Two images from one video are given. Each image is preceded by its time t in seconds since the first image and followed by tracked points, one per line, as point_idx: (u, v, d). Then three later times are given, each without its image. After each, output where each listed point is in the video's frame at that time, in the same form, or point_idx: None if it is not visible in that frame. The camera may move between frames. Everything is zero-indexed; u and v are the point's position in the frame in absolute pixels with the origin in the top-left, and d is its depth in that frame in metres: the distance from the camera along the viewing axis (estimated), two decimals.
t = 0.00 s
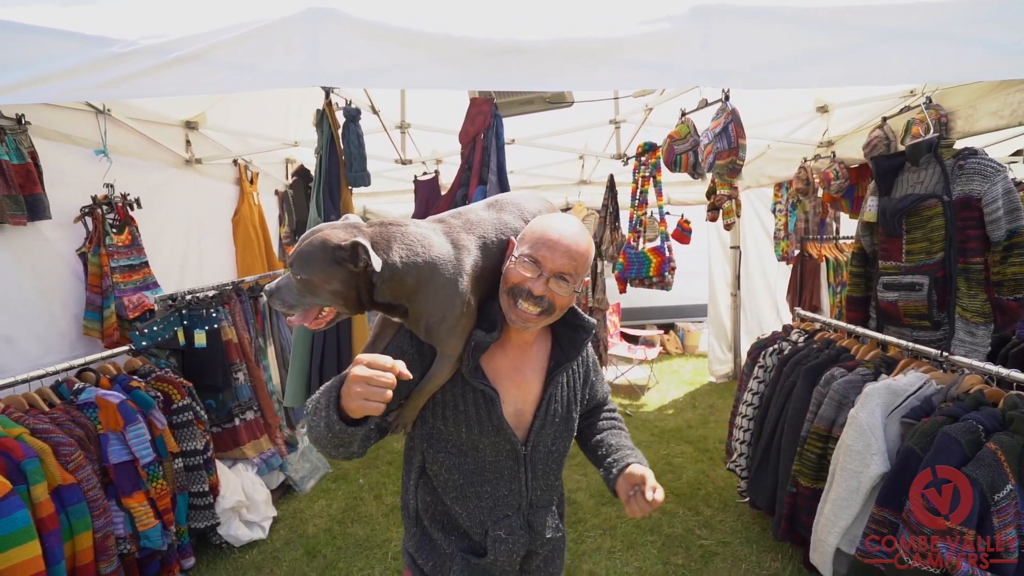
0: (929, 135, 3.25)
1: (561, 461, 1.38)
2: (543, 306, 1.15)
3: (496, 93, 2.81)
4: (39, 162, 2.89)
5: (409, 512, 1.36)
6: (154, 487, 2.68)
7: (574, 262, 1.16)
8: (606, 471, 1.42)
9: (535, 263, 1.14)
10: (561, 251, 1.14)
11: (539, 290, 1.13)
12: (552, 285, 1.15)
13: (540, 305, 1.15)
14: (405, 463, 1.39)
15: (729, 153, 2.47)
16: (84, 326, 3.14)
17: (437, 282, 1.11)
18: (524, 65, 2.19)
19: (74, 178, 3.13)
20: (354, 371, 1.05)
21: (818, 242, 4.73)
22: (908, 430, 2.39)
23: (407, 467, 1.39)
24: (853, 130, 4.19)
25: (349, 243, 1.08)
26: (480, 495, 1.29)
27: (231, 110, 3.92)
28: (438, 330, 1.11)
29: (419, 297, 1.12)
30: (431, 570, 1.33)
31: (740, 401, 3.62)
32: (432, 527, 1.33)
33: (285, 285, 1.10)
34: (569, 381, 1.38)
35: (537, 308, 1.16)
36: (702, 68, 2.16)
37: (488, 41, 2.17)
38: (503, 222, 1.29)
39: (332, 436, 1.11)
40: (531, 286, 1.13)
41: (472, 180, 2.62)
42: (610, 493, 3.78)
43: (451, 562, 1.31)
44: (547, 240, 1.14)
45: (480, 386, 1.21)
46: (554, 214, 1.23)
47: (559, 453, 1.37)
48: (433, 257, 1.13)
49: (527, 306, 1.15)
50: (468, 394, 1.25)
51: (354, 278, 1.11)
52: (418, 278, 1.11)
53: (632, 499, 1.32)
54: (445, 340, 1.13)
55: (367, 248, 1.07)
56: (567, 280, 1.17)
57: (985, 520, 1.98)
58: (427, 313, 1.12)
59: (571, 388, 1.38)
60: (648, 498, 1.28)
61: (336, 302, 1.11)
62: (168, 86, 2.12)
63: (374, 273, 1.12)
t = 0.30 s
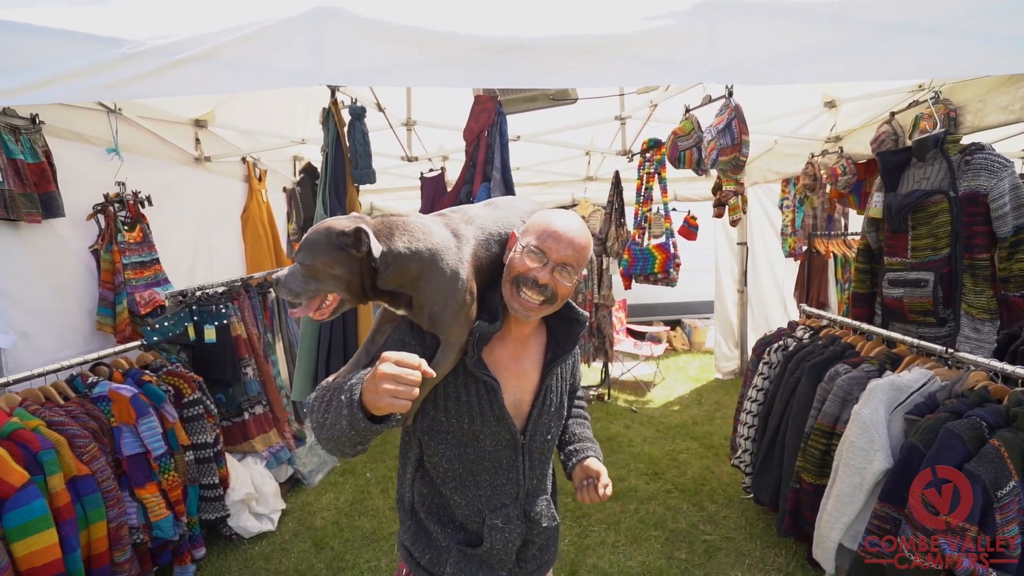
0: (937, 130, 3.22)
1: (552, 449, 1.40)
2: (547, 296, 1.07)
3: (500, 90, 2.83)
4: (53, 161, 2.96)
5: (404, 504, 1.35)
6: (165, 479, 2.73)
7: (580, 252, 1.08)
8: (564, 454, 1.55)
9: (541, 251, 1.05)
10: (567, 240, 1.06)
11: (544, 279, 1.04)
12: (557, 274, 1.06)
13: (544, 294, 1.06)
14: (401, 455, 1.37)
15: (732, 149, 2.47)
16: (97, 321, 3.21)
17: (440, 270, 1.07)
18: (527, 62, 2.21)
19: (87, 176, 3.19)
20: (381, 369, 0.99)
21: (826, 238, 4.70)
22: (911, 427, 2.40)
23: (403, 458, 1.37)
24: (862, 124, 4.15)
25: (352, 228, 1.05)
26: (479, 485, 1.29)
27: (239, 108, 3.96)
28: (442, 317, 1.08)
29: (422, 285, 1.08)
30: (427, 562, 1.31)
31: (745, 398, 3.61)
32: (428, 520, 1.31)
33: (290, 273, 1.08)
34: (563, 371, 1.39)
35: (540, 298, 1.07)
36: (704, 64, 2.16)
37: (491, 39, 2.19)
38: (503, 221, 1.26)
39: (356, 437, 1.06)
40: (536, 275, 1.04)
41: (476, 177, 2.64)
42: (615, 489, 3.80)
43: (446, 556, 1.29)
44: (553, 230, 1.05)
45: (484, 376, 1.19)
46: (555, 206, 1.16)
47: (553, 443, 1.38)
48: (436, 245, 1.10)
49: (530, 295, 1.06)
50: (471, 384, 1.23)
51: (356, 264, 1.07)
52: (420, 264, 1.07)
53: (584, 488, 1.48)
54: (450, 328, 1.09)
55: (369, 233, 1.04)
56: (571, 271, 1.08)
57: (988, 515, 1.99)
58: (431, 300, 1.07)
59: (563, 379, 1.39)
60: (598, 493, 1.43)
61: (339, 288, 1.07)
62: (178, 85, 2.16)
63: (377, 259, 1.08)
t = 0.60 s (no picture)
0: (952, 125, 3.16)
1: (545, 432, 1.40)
2: (542, 280, 1.05)
3: (507, 88, 2.84)
4: (71, 160, 3.04)
5: (397, 496, 1.33)
6: (179, 470, 2.80)
7: (575, 238, 1.07)
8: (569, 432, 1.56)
9: (537, 236, 1.03)
10: (562, 225, 1.05)
11: (540, 262, 1.03)
12: (552, 258, 1.05)
13: (539, 278, 1.05)
14: (393, 444, 1.33)
15: (739, 145, 2.45)
16: (114, 317, 3.30)
17: (440, 236, 1.06)
18: (531, 60, 2.21)
19: (103, 175, 3.27)
20: (394, 337, 0.94)
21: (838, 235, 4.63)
22: (920, 425, 2.37)
23: (394, 448, 1.35)
24: (875, 119, 4.10)
25: (362, 177, 1.09)
26: (475, 469, 1.27)
27: (250, 107, 4.01)
28: (442, 286, 1.05)
29: (425, 247, 1.06)
30: (426, 552, 1.30)
31: (752, 395, 3.60)
32: (424, 509, 1.30)
33: (292, 219, 1.10)
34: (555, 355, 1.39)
35: (536, 281, 1.06)
36: (709, 60, 2.15)
37: (497, 36, 2.20)
38: (502, 203, 1.22)
39: (358, 408, 1.00)
40: (532, 259, 1.03)
41: (482, 174, 2.66)
42: (621, 485, 3.81)
43: (445, 546, 1.29)
44: (548, 215, 1.04)
45: (483, 357, 1.17)
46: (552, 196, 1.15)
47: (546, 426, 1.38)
48: (440, 212, 1.09)
49: (526, 278, 1.05)
50: (469, 366, 1.21)
51: (360, 214, 1.09)
52: (424, 226, 1.07)
53: (593, 459, 1.49)
54: (450, 299, 1.06)
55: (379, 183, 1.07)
56: (565, 255, 1.07)
57: (995, 515, 1.97)
58: (432, 265, 1.05)
59: (553, 364, 1.39)
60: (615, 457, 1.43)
61: (338, 237, 1.08)
62: (190, 85, 2.20)
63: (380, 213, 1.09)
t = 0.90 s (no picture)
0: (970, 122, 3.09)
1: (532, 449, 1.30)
2: (532, 292, 1.05)
3: (514, 90, 2.87)
4: (94, 163, 3.15)
5: (379, 508, 1.18)
6: (195, 465, 2.88)
7: (567, 250, 1.06)
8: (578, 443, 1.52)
9: (528, 248, 1.04)
10: (554, 238, 1.04)
11: (531, 273, 1.03)
12: (544, 270, 1.04)
13: (529, 289, 1.04)
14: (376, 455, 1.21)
15: (745, 145, 2.45)
16: (133, 315, 3.42)
17: (444, 246, 1.09)
18: (537, 61, 2.23)
19: (123, 177, 3.37)
20: (401, 360, 0.89)
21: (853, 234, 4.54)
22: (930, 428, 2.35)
23: (378, 457, 1.22)
24: (890, 117, 4.04)
25: (386, 175, 1.12)
26: (461, 483, 1.15)
27: (265, 110, 4.10)
28: (440, 295, 1.06)
29: (430, 254, 1.08)
30: (410, 565, 1.17)
31: (763, 396, 3.58)
32: (407, 523, 1.16)
33: (307, 204, 1.07)
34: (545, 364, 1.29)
35: (526, 293, 1.05)
36: (715, 60, 2.14)
37: (504, 39, 2.23)
38: (499, 215, 1.25)
39: (364, 432, 0.95)
40: (522, 270, 1.03)
41: (489, 175, 2.69)
42: (630, 485, 3.81)
43: (428, 561, 1.15)
44: (540, 227, 1.04)
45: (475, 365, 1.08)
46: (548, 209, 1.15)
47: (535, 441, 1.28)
48: (447, 221, 1.13)
49: (517, 289, 1.05)
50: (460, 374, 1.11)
51: (377, 209, 1.11)
52: (433, 231, 1.10)
53: (611, 462, 1.46)
54: (447, 310, 1.07)
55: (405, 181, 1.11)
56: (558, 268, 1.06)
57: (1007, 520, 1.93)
58: (435, 273, 1.07)
59: (544, 376, 1.29)
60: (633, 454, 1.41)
61: (351, 227, 1.08)
62: (206, 89, 2.27)
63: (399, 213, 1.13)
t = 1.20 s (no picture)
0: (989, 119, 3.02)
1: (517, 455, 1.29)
2: (517, 296, 1.08)
3: (521, 92, 2.89)
4: (116, 167, 3.26)
5: (360, 508, 1.21)
6: (211, 459, 2.97)
7: (551, 256, 1.08)
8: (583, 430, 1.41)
9: (513, 253, 1.06)
10: (539, 243, 1.07)
11: (515, 277, 1.06)
12: (528, 275, 1.06)
13: (513, 294, 1.08)
14: (358, 455, 1.23)
15: (752, 146, 2.45)
16: (154, 313, 3.53)
17: (440, 258, 1.08)
18: (542, 63, 2.25)
19: (143, 180, 3.48)
20: (404, 358, 0.89)
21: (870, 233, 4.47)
22: (942, 432, 2.30)
23: (360, 458, 1.24)
24: (906, 115, 3.98)
25: (400, 188, 1.10)
26: (440, 486, 1.15)
27: (281, 114, 4.19)
28: (429, 305, 1.05)
29: (427, 266, 1.07)
30: (387, 567, 1.18)
31: (773, 398, 3.55)
32: (385, 524, 1.18)
33: (318, 218, 1.04)
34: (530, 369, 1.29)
35: (510, 297, 1.08)
36: (722, 59, 2.13)
37: (510, 41, 2.24)
38: (487, 223, 1.26)
39: (362, 428, 0.94)
40: (507, 274, 1.06)
41: (497, 177, 2.73)
42: (639, 486, 3.81)
43: (404, 563, 1.16)
44: (525, 234, 1.07)
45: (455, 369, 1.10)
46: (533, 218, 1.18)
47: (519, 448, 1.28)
48: (443, 233, 1.11)
49: (501, 293, 1.08)
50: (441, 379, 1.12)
51: (389, 223, 1.09)
52: (433, 244, 1.09)
53: (620, 432, 1.37)
54: (434, 318, 1.06)
55: (419, 196, 1.09)
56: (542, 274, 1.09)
57: (1019, 525, 1.89)
58: (430, 284, 1.06)
59: (529, 383, 1.28)
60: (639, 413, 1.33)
61: (365, 242, 1.06)
62: (221, 94, 2.34)
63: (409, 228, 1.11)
